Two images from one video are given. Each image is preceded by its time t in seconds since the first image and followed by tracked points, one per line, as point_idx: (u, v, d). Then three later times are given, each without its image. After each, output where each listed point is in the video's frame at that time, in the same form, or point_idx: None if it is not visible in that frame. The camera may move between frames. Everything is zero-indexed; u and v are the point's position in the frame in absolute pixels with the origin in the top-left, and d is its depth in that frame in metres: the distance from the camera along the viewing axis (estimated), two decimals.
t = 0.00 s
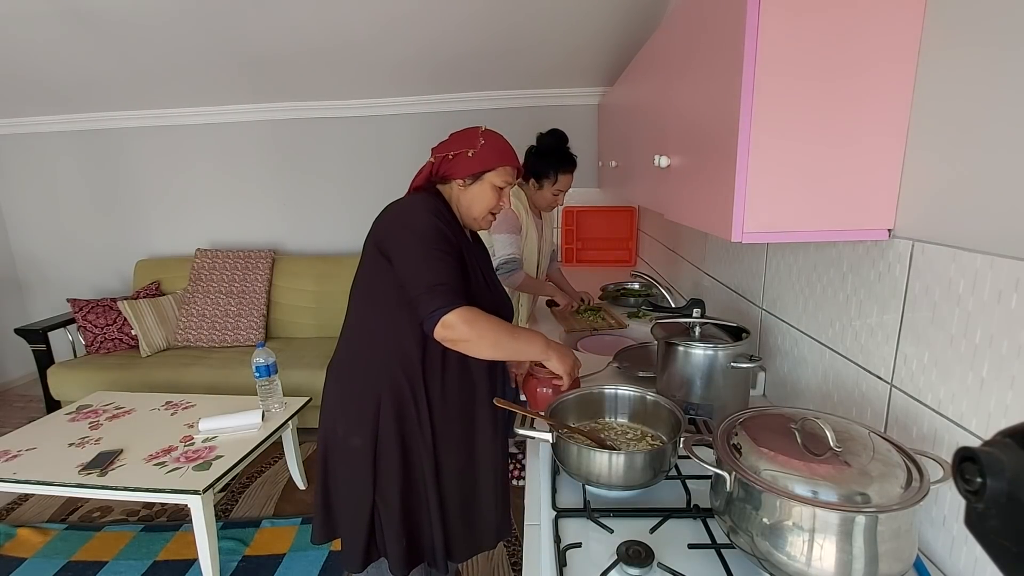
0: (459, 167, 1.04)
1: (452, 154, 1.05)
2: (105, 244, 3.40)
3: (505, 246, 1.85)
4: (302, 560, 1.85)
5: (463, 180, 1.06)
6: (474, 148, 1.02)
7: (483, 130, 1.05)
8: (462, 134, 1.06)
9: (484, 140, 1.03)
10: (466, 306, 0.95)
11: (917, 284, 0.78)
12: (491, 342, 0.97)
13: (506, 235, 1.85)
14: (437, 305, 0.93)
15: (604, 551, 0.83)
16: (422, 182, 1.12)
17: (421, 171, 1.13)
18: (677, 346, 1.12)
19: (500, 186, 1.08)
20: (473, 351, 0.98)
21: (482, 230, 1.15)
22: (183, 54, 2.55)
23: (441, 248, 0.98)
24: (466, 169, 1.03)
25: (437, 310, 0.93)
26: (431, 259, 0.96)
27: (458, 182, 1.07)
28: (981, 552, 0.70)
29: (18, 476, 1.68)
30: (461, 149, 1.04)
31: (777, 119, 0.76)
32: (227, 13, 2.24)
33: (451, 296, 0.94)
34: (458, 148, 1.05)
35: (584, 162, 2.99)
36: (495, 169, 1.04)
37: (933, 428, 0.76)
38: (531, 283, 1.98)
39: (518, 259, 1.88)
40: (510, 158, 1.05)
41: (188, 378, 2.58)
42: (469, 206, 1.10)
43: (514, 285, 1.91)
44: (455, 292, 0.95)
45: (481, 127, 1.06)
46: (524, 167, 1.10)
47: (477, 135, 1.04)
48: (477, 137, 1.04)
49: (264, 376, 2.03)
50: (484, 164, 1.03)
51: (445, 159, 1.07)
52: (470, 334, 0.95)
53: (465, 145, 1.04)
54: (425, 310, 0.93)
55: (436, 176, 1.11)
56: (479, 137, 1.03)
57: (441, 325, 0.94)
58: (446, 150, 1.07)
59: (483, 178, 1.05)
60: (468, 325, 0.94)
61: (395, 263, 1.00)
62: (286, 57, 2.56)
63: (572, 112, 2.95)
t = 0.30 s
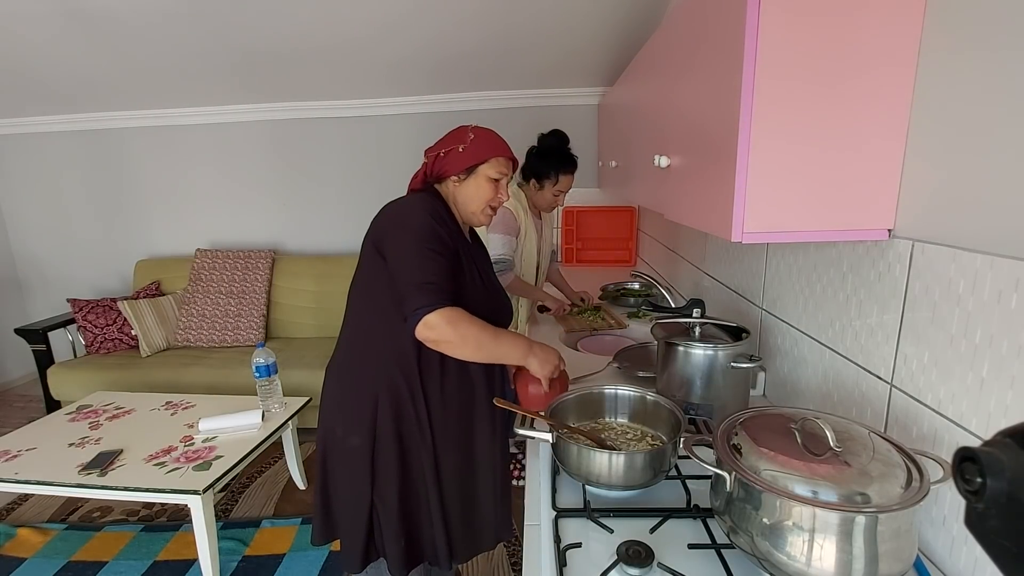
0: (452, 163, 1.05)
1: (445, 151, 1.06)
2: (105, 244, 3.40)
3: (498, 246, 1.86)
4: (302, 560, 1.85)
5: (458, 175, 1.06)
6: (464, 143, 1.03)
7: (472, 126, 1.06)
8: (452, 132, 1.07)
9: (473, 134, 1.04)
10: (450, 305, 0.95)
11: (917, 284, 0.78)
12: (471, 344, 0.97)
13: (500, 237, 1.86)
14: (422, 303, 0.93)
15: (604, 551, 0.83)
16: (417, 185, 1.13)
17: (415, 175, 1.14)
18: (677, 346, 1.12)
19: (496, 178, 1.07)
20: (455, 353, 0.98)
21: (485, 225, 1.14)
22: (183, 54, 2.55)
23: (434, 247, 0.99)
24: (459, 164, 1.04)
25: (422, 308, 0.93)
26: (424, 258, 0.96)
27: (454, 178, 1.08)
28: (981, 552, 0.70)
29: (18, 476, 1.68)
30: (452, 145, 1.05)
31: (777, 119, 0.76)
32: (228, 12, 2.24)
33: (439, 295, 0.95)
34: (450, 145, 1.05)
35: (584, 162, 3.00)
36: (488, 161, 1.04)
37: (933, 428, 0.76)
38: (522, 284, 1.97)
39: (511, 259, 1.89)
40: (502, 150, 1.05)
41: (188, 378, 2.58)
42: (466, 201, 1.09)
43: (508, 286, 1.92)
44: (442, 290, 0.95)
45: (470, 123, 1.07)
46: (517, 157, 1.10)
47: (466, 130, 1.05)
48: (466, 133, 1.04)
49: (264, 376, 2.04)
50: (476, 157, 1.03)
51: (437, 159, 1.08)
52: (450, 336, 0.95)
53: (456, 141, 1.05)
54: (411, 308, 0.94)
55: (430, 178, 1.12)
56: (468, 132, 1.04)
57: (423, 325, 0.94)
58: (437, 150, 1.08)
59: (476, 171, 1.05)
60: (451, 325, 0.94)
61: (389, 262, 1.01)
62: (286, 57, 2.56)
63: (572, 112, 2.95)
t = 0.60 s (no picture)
0: (441, 163, 1.06)
1: (434, 152, 1.07)
2: (105, 244, 3.40)
3: (497, 245, 1.86)
4: (302, 561, 1.85)
5: (447, 175, 1.06)
6: (452, 142, 1.03)
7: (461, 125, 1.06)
8: (440, 133, 1.08)
9: (460, 132, 1.04)
10: (443, 297, 0.94)
11: (918, 284, 0.78)
12: (465, 331, 0.96)
13: (499, 236, 1.86)
14: (410, 296, 0.92)
15: (604, 551, 0.83)
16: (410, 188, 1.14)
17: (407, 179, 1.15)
18: (677, 346, 1.12)
19: (487, 176, 1.06)
20: (455, 342, 0.97)
21: (480, 224, 1.13)
22: (182, 54, 2.55)
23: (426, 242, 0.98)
24: (449, 163, 1.04)
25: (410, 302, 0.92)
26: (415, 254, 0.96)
27: (444, 179, 1.08)
28: (981, 552, 0.70)
29: (18, 476, 1.68)
30: (441, 145, 1.05)
31: (777, 120, 0.76)
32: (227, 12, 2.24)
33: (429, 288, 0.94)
34: (438, 146, 1.06)
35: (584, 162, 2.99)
36: (476, 159, 1.04)
37: (933, 428, 0.76)
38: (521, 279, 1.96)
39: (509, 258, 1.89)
40: (491, 147, 1.05)
41: (188, 378, 2.58)
42: (458, 202, 1.09)
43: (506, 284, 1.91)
44: (432, 283, 0.94)
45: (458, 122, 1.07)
46: (509, 152, 1.09)
47: (453, 129, 1.05)
48: (454, 132, 1.05)
49: (264, 376, 2.04)
50: (464, 156, 1.03)
51: (427, 161, 1.09)
52: (443, 326, 0.93)
53: (444, 142, 1.05)
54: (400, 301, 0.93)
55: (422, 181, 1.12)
56: (456, 130, 1.04)
57: (412, 319, 0.92)
58: (427, 151, 1.09)
59: (465, 169, 1.05)
60: (440, 316, 0.93)
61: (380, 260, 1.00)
62: (285, 57, 2.56)
63: (572, 111, 2.94)
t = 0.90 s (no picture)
0: (403, 164, 1.01)
1: (393, 152, 1.02)
2: (105, 243, 3.40)
3: (503, 247, 1.88)
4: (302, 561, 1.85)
5: (412, 176, 1.02)
6: (411, 140, 0.99)
7: (416, 119, 1.01)
8: (397, 130, 1.03)
9: (419, 127, 0.99)
10: (426, 308, 0.90)
11: (918, 284, 0.78)
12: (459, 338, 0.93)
13: (503, 239, 1.87)
14: (396, 312, 0.89)
15: (604, 551, 0.83)
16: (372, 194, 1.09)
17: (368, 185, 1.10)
18: (677, 346, 1.12)
19: (453, 170, 1.02)
20: (454, 349, 0.94)
21: (454, 222, 1.09)
22: (182, 54, 2.54)
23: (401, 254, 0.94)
24: (411, 163, 1.00)
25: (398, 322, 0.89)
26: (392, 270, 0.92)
27: (409, 180, 1.03)
28: (981, 552, 0.70)
29: (18, 476, 1.68)
30: (401, 144, 1.00)
31: (778, 119, 0.76)
32: (227, 12, 2.24)
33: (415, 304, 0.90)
34: (397, 145, 1.01)
35: (584, 162, 2.99)
36: (440, 155, 1.00)
37: (933, 428, 0.76)
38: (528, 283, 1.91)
39: (514, 261, 1.88)
40: (454, 140, 1.00)
41: (188, 378, 2.58)
42: (426, 201, 1.04)
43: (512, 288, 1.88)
44: (416, 296, 0.91)
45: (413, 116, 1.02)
46: (473, 140, 1.04)
47: (411, 124, 1.00)
48: (412, 128, 1.00)
49: (264, 376, 2.04)
50: (427, 153, 0.99)
51: (388, 163, 1.04)
52: (433, 338, 0.90)
53: (403, 141, 1.00)
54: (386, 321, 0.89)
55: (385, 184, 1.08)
56: (414, 125, 1.00)
57: (400, 338, 0.89)
58: (385, 152, 1.04)
59: (429, 167, 1.01)
60: (428, 329, 0.89)
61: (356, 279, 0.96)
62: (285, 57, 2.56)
63: (572, 111, 2.94)
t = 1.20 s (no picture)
0: (351, 170, 0.88)
1: (336, 155, 0.88)
2: (105, 244, 3.40)
3: (493, 248, 1.89)
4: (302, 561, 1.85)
5: (362, 182, 0.89)
6: (355, 142, 0.86)
7: (356, 112, 0.87)
8: (336, 127, 0.88)
9: (363, 124, 0.86)
10: (423, 311, 0.74)
11: (918, 284, 0.78)
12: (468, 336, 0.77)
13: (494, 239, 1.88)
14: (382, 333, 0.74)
15: (604, 550, 0.83)
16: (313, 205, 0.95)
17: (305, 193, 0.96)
18: (677, 346, 1.12)
19: (408, 172, 0.90)
20: (464, 350, 0.78)
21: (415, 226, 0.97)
22: (182, 54, 2.55)
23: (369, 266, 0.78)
24: (360, 168, 0.87)
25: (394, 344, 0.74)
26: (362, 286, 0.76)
27: (358, 187, 0.90)
28: (981, 552, 0.70)
29: (18, 476, 1.68)
30: (344, 145, 0.87)
31: (778, 120, 0.76)
32: (227, 12, 2.24)
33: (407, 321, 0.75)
34: (339, 147, 0.88)
35: (583, 162, 2.99)
36: (393, 155, 0.87)
37: (933, 428, 0.76)
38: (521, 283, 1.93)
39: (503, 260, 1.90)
40: (405, 136, 0.87)
41: (188, 378, 2.58)
42: (380, 210, 0.92)
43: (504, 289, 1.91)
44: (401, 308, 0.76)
45: (352, 108, 0.88)
46: (427, 133, 0.91)
47: (352, 120, 0.87)
48: (354, 126, 0.86)
49: (264, 376, 2.04)
50: (375, 156, 0.86)
51: (329, 168, 0.91)
52: (441, 337, 0.74)
53: (345, 142, 0.87)
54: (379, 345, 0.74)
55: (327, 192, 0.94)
56: (356, 123, 0.86)
57: (403, 351, 0.74)
58: (325, 156, 0.90)
59: (381, 171, 0.88)
60: (432, 329, 0.73)
61: (321, 305, 0.80)
62: (285, 57, 2.56)
63: (572, 111, 2.94)
